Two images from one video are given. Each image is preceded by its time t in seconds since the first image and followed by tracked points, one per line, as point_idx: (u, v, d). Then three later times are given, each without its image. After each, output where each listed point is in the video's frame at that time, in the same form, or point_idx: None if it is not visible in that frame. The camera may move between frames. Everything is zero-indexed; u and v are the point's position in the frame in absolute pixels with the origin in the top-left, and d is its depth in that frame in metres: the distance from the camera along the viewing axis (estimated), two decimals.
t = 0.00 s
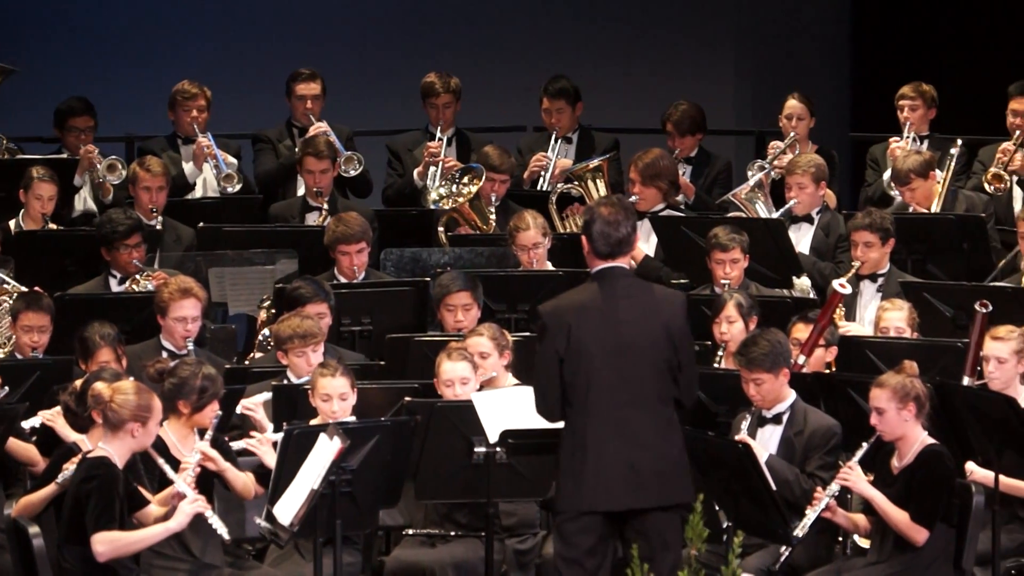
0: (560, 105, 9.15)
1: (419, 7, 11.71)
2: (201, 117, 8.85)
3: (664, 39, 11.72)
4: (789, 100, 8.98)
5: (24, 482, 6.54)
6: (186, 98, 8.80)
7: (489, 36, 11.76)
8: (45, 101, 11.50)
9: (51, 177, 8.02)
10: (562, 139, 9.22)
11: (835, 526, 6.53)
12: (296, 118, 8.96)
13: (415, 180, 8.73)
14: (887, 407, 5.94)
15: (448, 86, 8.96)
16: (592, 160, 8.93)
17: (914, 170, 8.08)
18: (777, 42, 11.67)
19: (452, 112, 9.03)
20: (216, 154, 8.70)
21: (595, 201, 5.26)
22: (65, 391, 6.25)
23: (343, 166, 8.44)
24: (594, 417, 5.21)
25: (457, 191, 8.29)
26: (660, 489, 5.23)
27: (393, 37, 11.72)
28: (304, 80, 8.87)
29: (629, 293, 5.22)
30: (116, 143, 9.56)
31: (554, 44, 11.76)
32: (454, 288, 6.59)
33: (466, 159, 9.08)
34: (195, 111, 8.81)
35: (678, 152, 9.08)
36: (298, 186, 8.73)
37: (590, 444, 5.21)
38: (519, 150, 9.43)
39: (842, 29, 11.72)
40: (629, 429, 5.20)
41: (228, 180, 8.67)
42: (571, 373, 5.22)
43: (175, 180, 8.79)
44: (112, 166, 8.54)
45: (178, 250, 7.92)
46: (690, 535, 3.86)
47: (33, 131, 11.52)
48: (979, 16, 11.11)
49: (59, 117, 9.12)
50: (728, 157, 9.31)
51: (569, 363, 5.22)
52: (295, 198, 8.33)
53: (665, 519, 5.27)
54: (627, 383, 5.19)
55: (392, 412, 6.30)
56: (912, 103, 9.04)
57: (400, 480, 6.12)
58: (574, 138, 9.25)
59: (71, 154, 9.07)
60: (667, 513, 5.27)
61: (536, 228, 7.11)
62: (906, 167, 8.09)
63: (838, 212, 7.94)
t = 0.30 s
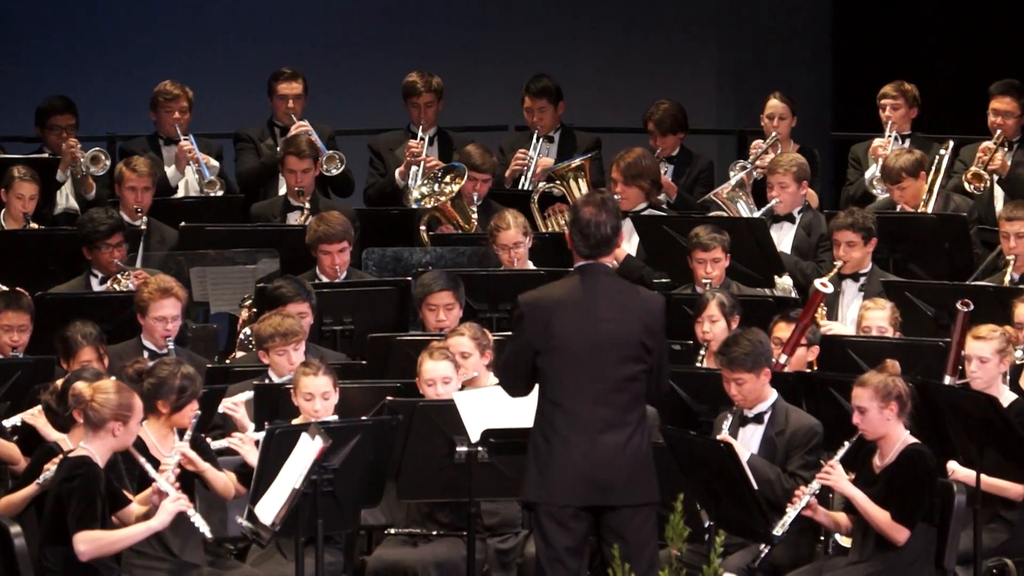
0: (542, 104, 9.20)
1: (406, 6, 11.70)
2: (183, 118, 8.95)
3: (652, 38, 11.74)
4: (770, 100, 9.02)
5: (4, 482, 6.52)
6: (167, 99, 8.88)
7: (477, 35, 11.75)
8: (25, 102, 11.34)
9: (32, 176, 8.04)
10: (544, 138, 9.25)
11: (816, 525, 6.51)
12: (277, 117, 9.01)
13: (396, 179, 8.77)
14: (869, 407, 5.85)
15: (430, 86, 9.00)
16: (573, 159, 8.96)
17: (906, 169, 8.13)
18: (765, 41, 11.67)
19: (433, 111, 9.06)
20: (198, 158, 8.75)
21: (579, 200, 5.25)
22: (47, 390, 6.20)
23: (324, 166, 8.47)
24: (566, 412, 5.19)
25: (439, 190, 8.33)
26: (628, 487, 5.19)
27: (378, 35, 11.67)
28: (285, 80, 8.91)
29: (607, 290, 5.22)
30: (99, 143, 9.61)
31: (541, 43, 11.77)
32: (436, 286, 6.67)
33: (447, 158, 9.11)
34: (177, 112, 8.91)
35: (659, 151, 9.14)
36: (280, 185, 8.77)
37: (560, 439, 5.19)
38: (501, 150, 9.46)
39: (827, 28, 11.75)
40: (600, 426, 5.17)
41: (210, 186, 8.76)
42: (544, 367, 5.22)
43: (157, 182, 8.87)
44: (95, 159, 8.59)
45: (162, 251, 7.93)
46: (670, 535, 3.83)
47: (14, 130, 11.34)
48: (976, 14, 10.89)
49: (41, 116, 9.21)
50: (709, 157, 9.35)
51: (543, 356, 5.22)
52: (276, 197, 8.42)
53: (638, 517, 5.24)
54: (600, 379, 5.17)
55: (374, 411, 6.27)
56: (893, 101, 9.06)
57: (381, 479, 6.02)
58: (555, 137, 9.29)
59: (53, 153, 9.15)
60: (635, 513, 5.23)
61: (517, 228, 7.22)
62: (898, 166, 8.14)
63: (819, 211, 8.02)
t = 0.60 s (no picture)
0: (528, 104, 9.23)
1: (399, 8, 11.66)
2: (169, 119, 8.99)
3: (645, 39, 11.74)
4: (756, 100, 9.03)
5: None
6: (153, 100, 8.92)
7: (470, 36, 11.75)
8: (14, 103, 11.28)
9: (18, 177, 8.08)
10: (530, 137, 9.28)
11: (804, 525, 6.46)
12: (262, 117, 9.06)
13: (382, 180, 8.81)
14: (858, 405, 5.78)
15: (416, 86, 9.02)
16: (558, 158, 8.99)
17: (905, 170, 8.12)
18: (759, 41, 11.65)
19: (419, 111, 9.09)
20: (184, 162, 8.81)
21: (567, 200, 5.24)
22: (31, 391, 6.21)
23: (310, 166, 8.54)
24: (560, 414, 5.18)
25: (426, 190, 8.33)
26: (624, 488, 5.18)
27: (369, 34, 11.63)
28: (271, 80, 8.94)
29: (602, 292, 5.19)
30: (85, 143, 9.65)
31: (535, 42, 11.78)
32: (422, 286, 6.72)
33: (433, 158, 9.14)
34: (162, 113, 8.95)
35: (645, 151, 9.16)
36: (266, 186, 8.82)
37: (555, 440, 5.18)
38: (487, 150, 9.49)
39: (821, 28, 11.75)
40: (596, 427, 5.16)
41: (196, 191, 8.84)
42: (538, 369, 5.20)
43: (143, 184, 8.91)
44: (82, 160, 8.71)
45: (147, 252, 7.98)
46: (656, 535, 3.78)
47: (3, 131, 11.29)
48: (977, 15, 10.91)
49: (27, 117, 9.25)
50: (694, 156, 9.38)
51: (537, 359, 5.19)
52: (262, 197, 8.44)
53: (632, 518, 5.23)
54: (595, 380, 5.16)
55: (360, 411, 6.24)
56: (879, 102, 9.05)
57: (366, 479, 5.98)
58: (541, 137, 9.31)
59: (38, 155, 9.20)
60: (630, 515, 5.23)
61: (503, 228, 7.29)
62: (898, 166, 8.12)
63: (806, 211, 8.04)
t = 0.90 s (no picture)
0: (517, 103, 9.23)
1: (387, 8, 11.64)
2: (158, 119, 8.98)
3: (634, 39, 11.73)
4: (745, 99, 9.03)
5: None
6: (142, 99, 8.91)
7: (458, 35, 11.74)
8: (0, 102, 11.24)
9: (6, 176, 8.08)
10: (519, 136, 9.27)
11: (793, 525, 6.45)
12: (251, 116, 9.04)
13: (371, 180, 8.82)
14: (844, 405, 5.77)
15: (405, 85, 9.01)
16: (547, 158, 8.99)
17: (894, 169, 8.14)
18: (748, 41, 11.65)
19: (408, 111, 9.09)
20: (173, 162, 8.80)
21: (560, 197, 5.23)
22: (20, 391, 6.19)
23: (299, 165, 8.54)
24: (552, 412, 5.17)
25: (414, 190, 8.34)
26: (617, 486, 5.18)
27: (358, 34, 11.62)
28: (260, 79, 8.93)
29: (594, 290, 5.19)
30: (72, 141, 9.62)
31: (523, 42, 11.77)
32: (411, 286, 6.72)
33: (422, 157, 9.13)
34: (151, 113, 8.93)
35: (635, 151, 9.16)
36: (255, 185, 8.82)
37: (547, 439, 5.17)
38: (476, 148, 9.49)
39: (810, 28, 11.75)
40: (589, 425, 5.16)
41: (185, 190, 8.83)
42: (530, 367, 5.19)
43: (132, 183, 8.90)
44: (70, 159, 8.73)
45: (134, 249, 8.00)
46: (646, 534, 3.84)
47: None
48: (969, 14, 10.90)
49: (15, 116, 9.23)
50: (683, 156, 9.39)
51: (529, 357, 5.19)
52: (252, 196, 8.43)
53: (624, 517, 5.23)
54: (587, 378, 5.15)
55: (349, 410, 6.22)
56: (868, 101, 9.07)
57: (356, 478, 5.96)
58: (530, 136, 9.31)
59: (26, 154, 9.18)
60: (623, 513, 5.22)
61: (491, 227, 7.25)
62: (886, 165, 8.14)
63: (795, 211, 8.06)
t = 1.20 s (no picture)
0: (506, 101, 9.23)
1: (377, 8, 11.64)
2: (147, 118, 8.99)
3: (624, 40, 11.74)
4: (733, 99, 9.04)
5: None
6: (130, 99, 8.91)
7: (448, 35, 11.75)
8: None
9: None
10: (506, 136, 9.27)
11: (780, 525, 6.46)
12: (239, 116, 9.04)
13: (359, 179, 8.82)
14: (835, 405, 5.76)
15: (393, 85, 9.01)
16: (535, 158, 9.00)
17: (876, 178, 8.14)
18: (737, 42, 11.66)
19: (396, 111, 9.08)
20: (163, 161, 8.78)
21: (550, 194, 5.21)
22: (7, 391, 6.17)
23: (288, 164, 8.53)
24: (540, 409, 5.16)
25: (402, 190, 8.36)
26: (603, 481, 5.20)
27: (348, 34, 11.62)
28: (248, 78, 8.94)
29: (579, 286, 5.19)
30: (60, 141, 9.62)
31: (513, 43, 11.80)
32: (398, 285, 6.73)
33: (409, 157, 9.13)
34: (139, 112, 8.94)
35: (622, 150, 9.17)
36: (242, 185, 8.82)
37: (535, 435, 5.16)
38: (464, 147, 9.50)
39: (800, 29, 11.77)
40: (576, 421, 5.16)
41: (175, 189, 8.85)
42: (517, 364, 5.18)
43: (120, 183, 8.90)
44: (57, 157, 8.71)
45: (119, 248, 8.04)
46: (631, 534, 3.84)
47: None
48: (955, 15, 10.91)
49: (3, 116, 9.23)
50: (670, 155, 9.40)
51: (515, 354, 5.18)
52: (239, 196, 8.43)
53: (609, 513, 5.24)
54: (574, 374, 5.16)
55: (337, 410, 6.20)
56: (855, 101, 9.08)
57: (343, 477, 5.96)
58: (518, 135, 9.32)
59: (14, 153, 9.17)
60: (609, 508, 5.24)
61: (479, 227, 7.24)
62: (869, 174, 8.14)
63: (783, 211, 8.06)
